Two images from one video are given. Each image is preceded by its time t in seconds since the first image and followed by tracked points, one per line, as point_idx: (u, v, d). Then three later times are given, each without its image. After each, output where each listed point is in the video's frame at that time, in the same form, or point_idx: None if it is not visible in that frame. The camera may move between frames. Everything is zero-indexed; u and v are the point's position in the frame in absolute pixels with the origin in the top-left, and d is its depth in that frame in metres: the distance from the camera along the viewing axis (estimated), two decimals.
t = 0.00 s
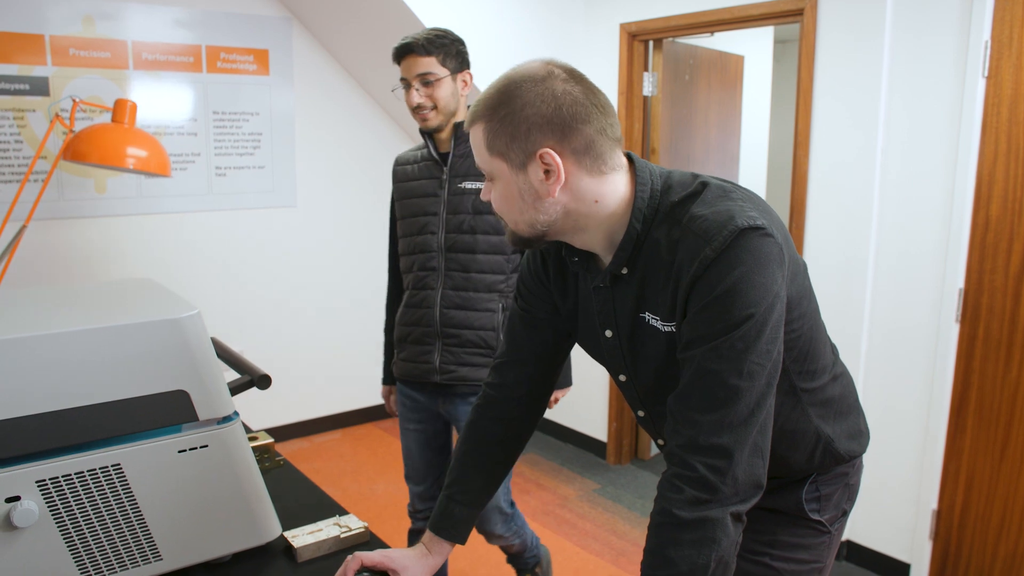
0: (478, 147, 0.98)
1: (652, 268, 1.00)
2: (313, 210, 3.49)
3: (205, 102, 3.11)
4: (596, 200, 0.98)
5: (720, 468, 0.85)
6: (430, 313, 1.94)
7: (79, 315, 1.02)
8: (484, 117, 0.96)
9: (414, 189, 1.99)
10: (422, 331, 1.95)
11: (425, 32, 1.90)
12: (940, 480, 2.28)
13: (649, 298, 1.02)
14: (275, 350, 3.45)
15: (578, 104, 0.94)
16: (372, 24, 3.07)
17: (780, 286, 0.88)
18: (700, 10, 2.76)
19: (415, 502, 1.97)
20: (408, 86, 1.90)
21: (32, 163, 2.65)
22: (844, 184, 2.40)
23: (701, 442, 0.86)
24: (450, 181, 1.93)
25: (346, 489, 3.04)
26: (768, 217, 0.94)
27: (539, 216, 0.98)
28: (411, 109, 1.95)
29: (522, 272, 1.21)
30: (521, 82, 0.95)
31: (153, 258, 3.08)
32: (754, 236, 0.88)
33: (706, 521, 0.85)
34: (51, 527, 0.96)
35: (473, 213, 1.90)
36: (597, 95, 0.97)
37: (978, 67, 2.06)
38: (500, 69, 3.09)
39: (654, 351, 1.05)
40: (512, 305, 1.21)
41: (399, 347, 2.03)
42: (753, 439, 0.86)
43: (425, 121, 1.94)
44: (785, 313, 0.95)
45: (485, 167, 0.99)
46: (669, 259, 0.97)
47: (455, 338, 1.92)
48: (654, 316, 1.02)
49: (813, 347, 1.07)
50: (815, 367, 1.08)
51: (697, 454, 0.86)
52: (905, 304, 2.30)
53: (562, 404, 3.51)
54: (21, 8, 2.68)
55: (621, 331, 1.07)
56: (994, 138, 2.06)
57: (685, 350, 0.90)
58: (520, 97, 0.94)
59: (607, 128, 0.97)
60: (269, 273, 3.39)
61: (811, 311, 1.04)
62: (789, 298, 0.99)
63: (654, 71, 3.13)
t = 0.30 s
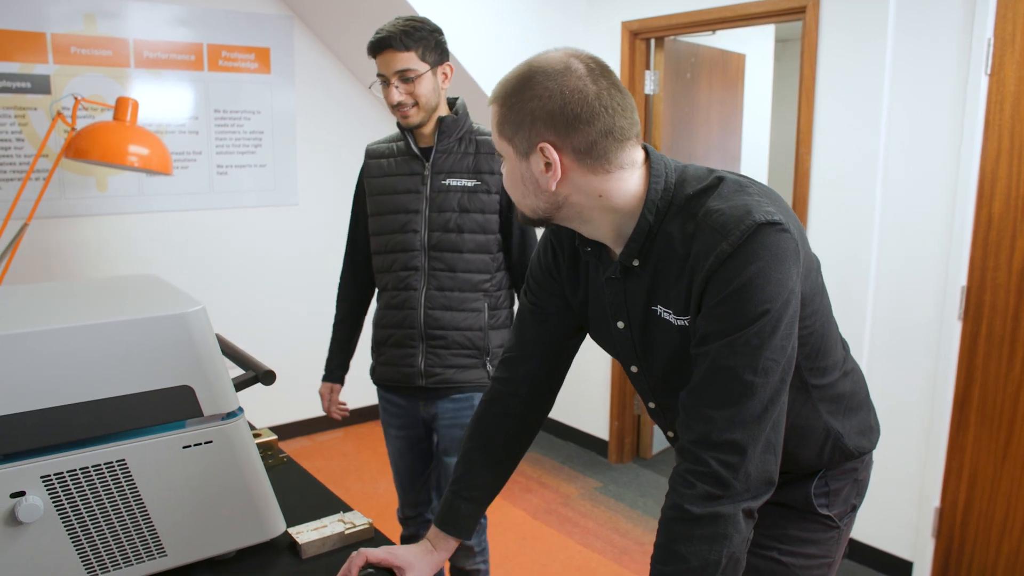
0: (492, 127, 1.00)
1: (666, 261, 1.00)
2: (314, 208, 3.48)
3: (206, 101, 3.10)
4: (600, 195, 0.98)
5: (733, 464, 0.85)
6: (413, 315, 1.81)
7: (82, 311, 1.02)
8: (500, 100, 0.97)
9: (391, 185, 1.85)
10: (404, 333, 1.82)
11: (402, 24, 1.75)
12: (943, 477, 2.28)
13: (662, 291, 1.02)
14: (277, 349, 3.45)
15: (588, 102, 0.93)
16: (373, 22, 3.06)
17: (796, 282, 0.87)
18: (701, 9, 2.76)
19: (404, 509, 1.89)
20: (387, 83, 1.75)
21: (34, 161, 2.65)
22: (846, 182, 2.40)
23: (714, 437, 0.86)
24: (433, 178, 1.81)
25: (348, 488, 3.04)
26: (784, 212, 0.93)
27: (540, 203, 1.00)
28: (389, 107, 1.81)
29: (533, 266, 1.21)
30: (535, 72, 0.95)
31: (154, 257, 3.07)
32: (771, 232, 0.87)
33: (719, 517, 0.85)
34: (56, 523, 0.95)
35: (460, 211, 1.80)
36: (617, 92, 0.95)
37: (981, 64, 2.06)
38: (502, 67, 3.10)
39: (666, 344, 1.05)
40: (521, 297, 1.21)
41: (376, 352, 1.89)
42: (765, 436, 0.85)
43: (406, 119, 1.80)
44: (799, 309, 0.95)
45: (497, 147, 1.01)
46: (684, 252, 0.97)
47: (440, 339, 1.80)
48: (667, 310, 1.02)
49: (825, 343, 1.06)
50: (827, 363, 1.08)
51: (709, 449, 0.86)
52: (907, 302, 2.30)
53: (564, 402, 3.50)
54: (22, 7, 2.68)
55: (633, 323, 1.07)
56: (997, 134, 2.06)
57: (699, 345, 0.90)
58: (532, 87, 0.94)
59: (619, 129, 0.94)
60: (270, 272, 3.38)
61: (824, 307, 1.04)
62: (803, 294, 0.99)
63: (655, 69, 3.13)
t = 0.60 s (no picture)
0: (503, 125, 0.99)
1: (677, 259, 0.99)
2: (315, 207, 3.48)
3: (206, 100, 3.10)
4: (613, 195, 0.97)
5: (743, 465, 0.84)
6: (405, 316, 1.79)
7: (80, 309, 1.01)
8: (512, 97, 0.96)
9: (384, 182, 1.83)
10: (395, 336, 1.80)
11: (412, 15, 1.75)
12: (945, 477, 2.27)
13: (673, 290, 1.01)
14: (277, 348, 3.44)
15: (603, 101, 0.92)
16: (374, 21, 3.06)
17: (809, 282, 0.87)
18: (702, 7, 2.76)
19: (399, 516, 1.91)
20: (399, 73, 1.74)
21: (34, 160, 2.64)
22: (848, 181, 2.40)
23: (724, 438, 0.85)
24: (428, 176, 1.80)
25: (348, 487, 3.04)
26: (798, 211, 0.93)
27: (551, 202, 0.99)
28: (395, 98, 1.79)
29: (538, 264, 1.20)
30: (549, 70, 0.94)
31: (154, 255, 3.07)
32: (786, 232, 0.86)
33: (728, 518, 0.84)
34: (55, 522, 0.95)
35: (456, 212, 1.79)
36: (631, 91, 0.94)
37: (983, 62, 2.05)
38: (502, 67, 3.09)
39: (676, 343, 1.04)
40: (528, 295, 1.20)
41: (364, 354, 1.87)
42: (776, 437, 0.85)
43: (412, 112, 1.79)
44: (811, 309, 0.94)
45: (507, 145, 1.00)
46: (696, 251, 0.96)
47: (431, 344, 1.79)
48: (677, 309, 1.01)
49: (836, 342, 1.06)
50: (836, 363, 1.07)
51: (719, 449, 0.86)
52: (910, 301, 2.30)
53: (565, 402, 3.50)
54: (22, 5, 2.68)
55: (643, 322, 1.07)
56: (998, 133, 2.05)
57: (711, 344, 0.90)
58: (546, 85, 0.93)
59: (633, 128, 0.94)
60: (270, 271, 3.38)
61: (835, 306, 1.03)
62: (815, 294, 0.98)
63: (656, 68, 3.13)
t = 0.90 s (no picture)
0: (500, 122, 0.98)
1: (674, 258, 0.99)
2: (313, 207, 3.47)
3: (205, 99, 3.09)
4: (611, 193, 0.97)
5: (740, 465, 0.84)
6: (400, 320, 1.78)
7: (75, 309, 1.00)
8: (509, 93, 0.95)
9: (378, 183, 1.82)
10: (390, 339, 1.79)
11: (415, 9, 1.75)
12: (945, 477, 2.27)
13: (670, 289, 1.01)
14: (276, 348, 3.44)
15: (601, 97, 0.91)
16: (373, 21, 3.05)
17: (807, 280, 0.86)
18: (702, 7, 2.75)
19: (395, 523, 1.90)
20: (410, 64, 1.71)
21: (31, 159, 2.64)
22: (848, 180, 2.39)
23: (721, 438, 0.84)
24: (424, 176, 1.79)
25: (347, 487, 3.03)
26: (796, 209, 0.92)
27: (549, 200, 0.98)
28: (402, 91, 1.75)
29: (534, 263, 1.20)
30: (547, 66, 0.93)
31: (153, 255, 3.06)
32: (784, 230, 0.86)
33: (725, 518, 0.84)
34: (48, 523, 0.94)
35: (453, 213, 1.79)
36: (629, 88, 0.94)
37: (983, 61, 2.04)
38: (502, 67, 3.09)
39: (673, 343, 1.04)
40: (524, 295, 1.20)
41: (356, 358, 1.86)
42: (773, 437, 0.84)
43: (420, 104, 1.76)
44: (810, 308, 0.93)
45: (503, 142, 0.99)
46: (693, 250, 0.96)
47: (427, 348, 1.78)
48: (675, 308, 1.01)
49: (834, 341, 1.05)
50: (835, 362, 1.06)
51: (716, 450, 0.85)
52: (910, 301, 2.29)
53: (565, 402, 3.49)
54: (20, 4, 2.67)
55: (640, 321, 1.06)
56: (998, 132, 2.05)
57: (709, 343, 0.89)
58: (543, 81, 0.92)
59: (631, 125, 0.93)
60: (269, 271, 3.37)
61: (833, 305, 1.02)
62: (813, 293, 0.97)
63: (655, 67, 3.12)
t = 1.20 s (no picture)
0: (490, 122, 0.97)
1: (665, 259, 0.98)
2: (311, 207, 3.47)
3: (202, 100, 3.09)
4: (603, 193, 0.96)
5: (731, 468, 0.83)
6: (397, 324, 1.77)
7: (66, 311, 1.00)
8: (500, 93, 0.95)
9: (371, 184, 1.81)
10: (386, 344, 1.78)
11: (405, 8, 1.75)
12: (943, 478, 2.26)
13: (661, 291, 1.00)
14: (273, 348, 3.43)
15: (592, 97, 0.91)
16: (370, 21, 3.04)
17: (797, 281, 0.85)
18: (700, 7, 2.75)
19: (392, 529, 1.88)
20: (401, 64, 1.71)
21: (27, 160, 2.63)
22: (845, 180, 2.38)
23: (712, 441, 0.84)
24: (419, 176, 1.78)
25: (344, 488, 3.03)
26: (786, 209, 0.91)
27: (540, 201, 0.97)
28: (393, 92, 1.75)
29: (526, 265, 1.19)
30: (537, 65, 0.92)
31: (150, 255, 3.06)
32: (773, 231, 0.85)
33: (716, 522, 0.83)
34: (39, 526, 0.94)
35: (449, 214, 1.78)
36: (620, 88, 0.93)
37: (981, 60, 2.04)
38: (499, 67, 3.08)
39: (665, 345, 1.03)
40: (515, 297, 1.19)
41: (353, 363, 1.85)
42: (765, 439, 0.84)
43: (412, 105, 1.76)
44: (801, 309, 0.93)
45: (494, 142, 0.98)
46: (684, 251, 0.95)
47: (424, 353, 1.78)
48: (666, 309, 1.00)
49: (827, 342, 1.05)
50: (828, 364, 1.06)
51: (707, 453, 0.84)
52: (908, 302, 2.28)
53: (563, 402, 3.49)
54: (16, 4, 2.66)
55: (631, 323, 1.06)
56: (996, 132, 2.04)
57: (699, 345, 0.88)
58: (534, 81, 0.92)
59: (622, 125, 0.92)
60: (267, 271, 3.37)
61: (825, 305, 1.02)
62: (805, 294, 0.97)
63: (654, 67, 3.12)
